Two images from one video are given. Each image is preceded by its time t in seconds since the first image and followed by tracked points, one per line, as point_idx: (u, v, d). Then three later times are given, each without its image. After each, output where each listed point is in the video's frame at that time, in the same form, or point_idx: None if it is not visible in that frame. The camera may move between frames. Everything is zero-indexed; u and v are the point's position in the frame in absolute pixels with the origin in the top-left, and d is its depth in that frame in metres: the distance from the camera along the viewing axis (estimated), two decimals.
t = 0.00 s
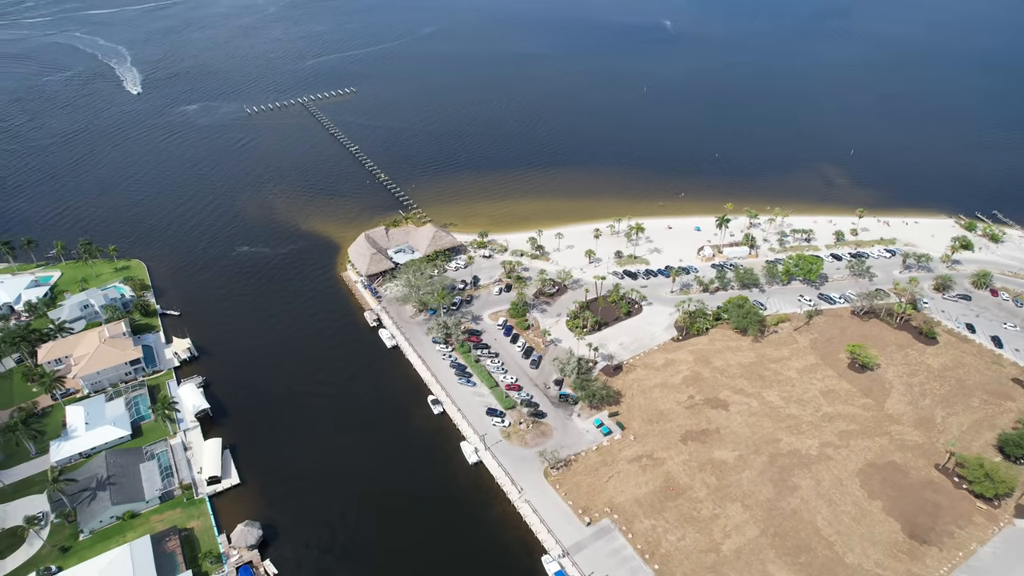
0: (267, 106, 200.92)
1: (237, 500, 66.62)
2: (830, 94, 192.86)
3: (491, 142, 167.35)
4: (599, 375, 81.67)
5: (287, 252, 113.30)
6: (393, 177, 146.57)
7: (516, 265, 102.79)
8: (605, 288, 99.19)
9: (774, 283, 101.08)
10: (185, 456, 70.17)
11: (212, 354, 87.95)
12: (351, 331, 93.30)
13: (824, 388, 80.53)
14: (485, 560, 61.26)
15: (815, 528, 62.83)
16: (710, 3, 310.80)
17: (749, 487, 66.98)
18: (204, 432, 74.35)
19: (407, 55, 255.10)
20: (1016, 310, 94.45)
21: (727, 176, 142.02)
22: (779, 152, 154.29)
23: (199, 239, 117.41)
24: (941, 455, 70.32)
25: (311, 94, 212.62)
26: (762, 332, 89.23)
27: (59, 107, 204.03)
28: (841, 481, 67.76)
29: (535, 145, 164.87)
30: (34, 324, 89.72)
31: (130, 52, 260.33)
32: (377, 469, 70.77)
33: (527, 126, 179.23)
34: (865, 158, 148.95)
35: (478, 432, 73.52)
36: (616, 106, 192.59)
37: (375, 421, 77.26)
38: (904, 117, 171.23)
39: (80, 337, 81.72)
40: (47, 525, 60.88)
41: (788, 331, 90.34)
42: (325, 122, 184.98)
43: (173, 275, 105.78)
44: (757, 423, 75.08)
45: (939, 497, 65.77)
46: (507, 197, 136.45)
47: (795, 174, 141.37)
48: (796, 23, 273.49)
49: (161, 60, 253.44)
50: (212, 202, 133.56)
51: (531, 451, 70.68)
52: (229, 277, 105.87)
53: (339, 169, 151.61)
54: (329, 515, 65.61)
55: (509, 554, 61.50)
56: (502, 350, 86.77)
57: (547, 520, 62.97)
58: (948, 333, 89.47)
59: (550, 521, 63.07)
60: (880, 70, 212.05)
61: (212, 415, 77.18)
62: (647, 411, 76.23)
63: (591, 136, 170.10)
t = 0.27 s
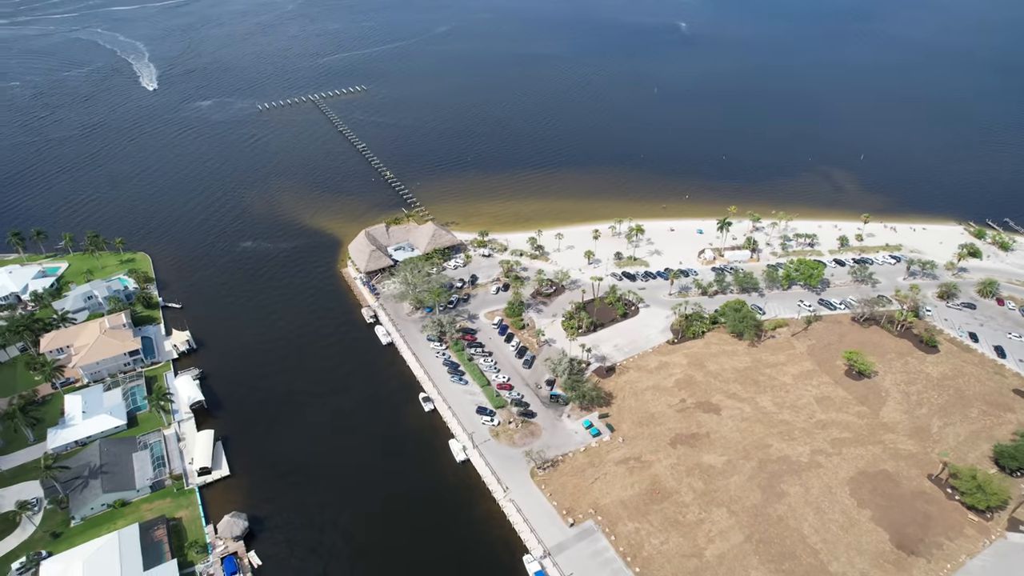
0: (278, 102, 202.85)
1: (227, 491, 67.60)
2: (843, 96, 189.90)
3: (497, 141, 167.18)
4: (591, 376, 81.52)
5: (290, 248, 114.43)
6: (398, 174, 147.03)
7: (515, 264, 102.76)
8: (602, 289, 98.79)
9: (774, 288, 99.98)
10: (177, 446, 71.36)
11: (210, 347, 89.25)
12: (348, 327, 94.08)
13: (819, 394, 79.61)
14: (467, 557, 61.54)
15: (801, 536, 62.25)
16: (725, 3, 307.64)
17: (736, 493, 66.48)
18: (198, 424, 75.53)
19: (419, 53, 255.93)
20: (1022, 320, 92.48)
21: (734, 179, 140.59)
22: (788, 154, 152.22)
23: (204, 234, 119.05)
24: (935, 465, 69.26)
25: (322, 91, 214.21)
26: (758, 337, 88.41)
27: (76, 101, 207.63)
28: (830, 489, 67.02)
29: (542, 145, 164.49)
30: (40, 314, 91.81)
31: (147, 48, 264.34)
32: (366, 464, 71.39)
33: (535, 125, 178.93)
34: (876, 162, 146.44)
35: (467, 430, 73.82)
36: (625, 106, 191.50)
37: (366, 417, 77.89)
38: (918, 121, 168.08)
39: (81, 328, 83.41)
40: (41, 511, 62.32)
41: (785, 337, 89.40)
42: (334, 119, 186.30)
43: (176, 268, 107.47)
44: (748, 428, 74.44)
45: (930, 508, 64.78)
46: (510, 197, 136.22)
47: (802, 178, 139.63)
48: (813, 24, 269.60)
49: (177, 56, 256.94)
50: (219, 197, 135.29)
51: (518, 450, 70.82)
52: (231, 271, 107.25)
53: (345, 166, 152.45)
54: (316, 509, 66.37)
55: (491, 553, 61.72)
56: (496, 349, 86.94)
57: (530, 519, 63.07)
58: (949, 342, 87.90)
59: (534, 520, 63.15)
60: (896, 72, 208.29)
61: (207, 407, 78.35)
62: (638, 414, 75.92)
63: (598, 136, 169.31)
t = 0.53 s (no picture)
0: (285, 100, 204.41)
1: (213, 483, 68.43)
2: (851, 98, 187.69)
3: (500, 140, 167.11)
4: (579, 377, 81.49)
5: (288, 244, 115.39)
6: (399, 171, 147.50)
7: (509, 264, 102.87)
8: (596, 290, 98.61)
9: (770, 291, 99.28)
10: (167, 439, 72.33)
11: (205, 341, 90.32)
12: (342, 323, 94.70)
13: (810, 399, 78.95)
14: (446, 554, 61.79)
15: (782, 541, 61.88)
16: (736, 4, 305.20)
17: (720, 496, 66.15)
18: (189, 417, 76.52)
19: (427, 52, 256.65)
20: (1021, 328, 91.10)
21: (736, 181, 139.56)
22: (792, 156, 150.73)
23: (204, 229, 120.41)
24: (924, 473, 68.52)
25: (329, 89, 215.51)
26: (750, 340, 87.89)
27: (87, 96, 210.28)
28: (815, 495, 66.53)
29: (544, 144, 164.24)
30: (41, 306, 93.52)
31: (159, 45, 267.43)
32: (352, 460, 71.89)
33: (538, 125, 178.78)
34: (881, 165, 144.63)
35: (453, 428, 74.11)
36: (630, 107, 190.73)
37: (355, 413, 78.43)
38: (926, 124, 165.75)
39: (78, 320, 84.82)
40: (30, 500, 63.43)
41: (778, 341, 88.76)
42: (338, 117, 187.43)
43: (176, 263, 108.83)
44: (735, 432, 74.03)
45: (916, 515, 64.12)
46: (510, 195, 136.12)
47: (805, 181, 138.38)
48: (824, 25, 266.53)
49: (188, 53, 259.43)
50: (222, 193, 136.65)
51: (503, 449, 70.98)
52: (229, 266, 108.40)
53: (347, 163, 153.30)
54: (300, 503, 66.98)
55: (471, 551, 61.93)
56: (487, 348, 87.15)
57: (511, 519, 63.22)
58: (945, 349, 86.82)
59: (514, 520, 63.30)
60: (907, 74, 205.38)
61: (198, 400, 79.31)
62: (625, 415, 75.79)
63: (600, 136, 168.79)
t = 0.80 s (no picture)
0: (292, 98, 205.97)
1: (201, 476, 69.27)
2: (860, 99, 185.43)
3: (503, 139, 167.06)
4: (569, 377, 81.43)
5: (287, 241, 116.41)
6: (401, 169, 147.98)
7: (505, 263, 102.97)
8: (590, 291, 98.40)
9: (766, 294, 98.52)
10: (158, 431, 73.35)
11: (200, 336, 91.40)
12: (336, 320, 95.31)
13: (800, 404, 78.26)
14: (427, 552, 62.05)
15: (764, 546, 61.51)
16: (748, 4, 302.65)
17: (703, 500, 65.82)
18: (181, 410, 77.52)
19: (436, 51, 257.34)
20: (1021, 336, 89.62)
21: (738, 183, 138.55)
22: (796, 158, 149.22)
23: (206, 225, 121.80)
24: (912, 481, 67.76)
25: (336, 87, 216.83)
26: (743, 343, 87.35)
27: (98, 91, 213.15)
28: (801, 501, 66.01)
29: (547, 143, 163.97)
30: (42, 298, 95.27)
31: (171, 42, 270.50)
32: (338, 456, 72.38)
33: (542, 125, 178.62)
34: (887, 168, 142.78)
35: (440, 426, 74.40)
36: (636, 107, 189.98)
37: (344, 409, 78.94)
38: (936, 126, 163.21)
39: (77, 312, 86.30)
40: (21, 488, 64.62)
41: (771, 345, 88.05)
42: (344, 115, 188.53)
43: (176, 258, 110.27)
44: (723, 435, 73.57)
45: (902, 524, 63.39)
46: (510, 195, 136.02)
47: (808, 184, 137.06)
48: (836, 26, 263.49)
49: (199, 50, 262.19)
50: (225, 189, 138.10)
51: (488, 448, 71.15)
52: (228, 262, 109.57)
53: (350, 160, 154.04)
54: (285, 497, 67.54)
55: (451, 549, 62.19)
56: (478, 347, 87.34)
57: (492, 518, 63.38)
58: (941, 356, 85.66)
59: (495, 519, 63.45)
60: (918, 76, 202.45)
61: (191, 394, 80.33)
62: (612, 416, 75.61)
63: (604, 136, 168.20)
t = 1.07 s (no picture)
0: (299, 96, 207.34)
1: (189, 468, 70.06)
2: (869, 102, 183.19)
3: (505, 137, 166.73)
4: (558, 378, 81.43)
5: (286, 237, 117.41)
6: (402, 167, 148.29)
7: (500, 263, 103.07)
8: (584, 291, 98.23)
9: (761, 298, 97.79)
10: (149, 423, 74.43)
11: (196, 330, 92.51)
12: (330, 316, 95.99)
13: (791, 409, 77.59)
14: (408, 548, 62.43)
15: (746, 550, 61.21)
16: (759, 5, 300.06)
17: (687, 503, 65.56)
18: (173, 403, 78.65)
19: (443, 50, 257.83)
20: (1020, 343, 88.17)
21: (739, 185, 137.42)
22: (801, 160, 147.75)
23: (207, 221, 123.21)
24: (899, 488, 67.12)
25: (344, 85, 218.01)
26: (735, 347, 86.81)
27: (109, 87, 215.80)
28: (785, 506, 65.58)
29: (549, 142, 163.49)
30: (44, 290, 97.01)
31: (183, 39, 273.26)
32: (325, 451, 72.95)
33: (546, 124, 178.26)
34: (892, 172, 140.95)
35: (427, 423, 74.77)
36: (641, 108, 189.02)
37: (333, 404, 79.60)
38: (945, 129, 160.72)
39: (75, 304, 87.80)
40: (13, 477, 65.90)
41: (764, 348, 87.38)
42: (349, 113, 189.53)
43: (177, 253, 111.68)
44: (710, 439, 73.18)
45: (887, 532, 62.76)
46: (510, 194, 135.73)
47: (811, 187, 135.74)
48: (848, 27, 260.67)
49: (210, 47, 264.62)
50: (227, 185, 139.42)
51: (474, 446, 71.36)
52: (227, 257, 110.76)
53: (352, 157, 154.64)
54: (270, 491, 68.13)
55: (432, 545, 62.55)
56: (469, 346, 87.55)
57: (474, 516, 63.59)
58: (937, 363, 84.54)
59: (477, 517, 63.70)
60: (929, 80, 199.75)
61: (184, 387, 81.42)
62: (600, 418, 75.48)
63: (607, 136, 167.45)
